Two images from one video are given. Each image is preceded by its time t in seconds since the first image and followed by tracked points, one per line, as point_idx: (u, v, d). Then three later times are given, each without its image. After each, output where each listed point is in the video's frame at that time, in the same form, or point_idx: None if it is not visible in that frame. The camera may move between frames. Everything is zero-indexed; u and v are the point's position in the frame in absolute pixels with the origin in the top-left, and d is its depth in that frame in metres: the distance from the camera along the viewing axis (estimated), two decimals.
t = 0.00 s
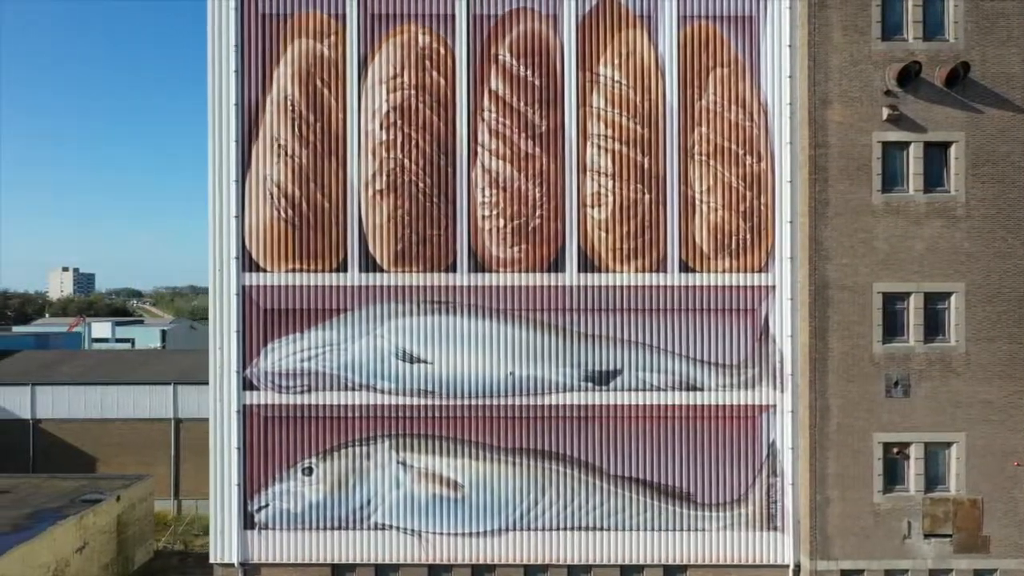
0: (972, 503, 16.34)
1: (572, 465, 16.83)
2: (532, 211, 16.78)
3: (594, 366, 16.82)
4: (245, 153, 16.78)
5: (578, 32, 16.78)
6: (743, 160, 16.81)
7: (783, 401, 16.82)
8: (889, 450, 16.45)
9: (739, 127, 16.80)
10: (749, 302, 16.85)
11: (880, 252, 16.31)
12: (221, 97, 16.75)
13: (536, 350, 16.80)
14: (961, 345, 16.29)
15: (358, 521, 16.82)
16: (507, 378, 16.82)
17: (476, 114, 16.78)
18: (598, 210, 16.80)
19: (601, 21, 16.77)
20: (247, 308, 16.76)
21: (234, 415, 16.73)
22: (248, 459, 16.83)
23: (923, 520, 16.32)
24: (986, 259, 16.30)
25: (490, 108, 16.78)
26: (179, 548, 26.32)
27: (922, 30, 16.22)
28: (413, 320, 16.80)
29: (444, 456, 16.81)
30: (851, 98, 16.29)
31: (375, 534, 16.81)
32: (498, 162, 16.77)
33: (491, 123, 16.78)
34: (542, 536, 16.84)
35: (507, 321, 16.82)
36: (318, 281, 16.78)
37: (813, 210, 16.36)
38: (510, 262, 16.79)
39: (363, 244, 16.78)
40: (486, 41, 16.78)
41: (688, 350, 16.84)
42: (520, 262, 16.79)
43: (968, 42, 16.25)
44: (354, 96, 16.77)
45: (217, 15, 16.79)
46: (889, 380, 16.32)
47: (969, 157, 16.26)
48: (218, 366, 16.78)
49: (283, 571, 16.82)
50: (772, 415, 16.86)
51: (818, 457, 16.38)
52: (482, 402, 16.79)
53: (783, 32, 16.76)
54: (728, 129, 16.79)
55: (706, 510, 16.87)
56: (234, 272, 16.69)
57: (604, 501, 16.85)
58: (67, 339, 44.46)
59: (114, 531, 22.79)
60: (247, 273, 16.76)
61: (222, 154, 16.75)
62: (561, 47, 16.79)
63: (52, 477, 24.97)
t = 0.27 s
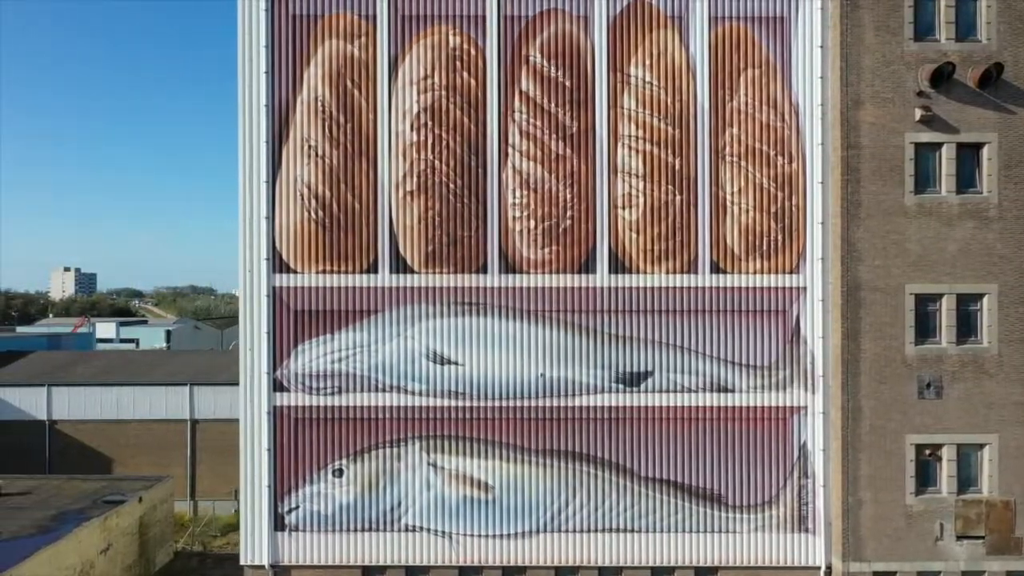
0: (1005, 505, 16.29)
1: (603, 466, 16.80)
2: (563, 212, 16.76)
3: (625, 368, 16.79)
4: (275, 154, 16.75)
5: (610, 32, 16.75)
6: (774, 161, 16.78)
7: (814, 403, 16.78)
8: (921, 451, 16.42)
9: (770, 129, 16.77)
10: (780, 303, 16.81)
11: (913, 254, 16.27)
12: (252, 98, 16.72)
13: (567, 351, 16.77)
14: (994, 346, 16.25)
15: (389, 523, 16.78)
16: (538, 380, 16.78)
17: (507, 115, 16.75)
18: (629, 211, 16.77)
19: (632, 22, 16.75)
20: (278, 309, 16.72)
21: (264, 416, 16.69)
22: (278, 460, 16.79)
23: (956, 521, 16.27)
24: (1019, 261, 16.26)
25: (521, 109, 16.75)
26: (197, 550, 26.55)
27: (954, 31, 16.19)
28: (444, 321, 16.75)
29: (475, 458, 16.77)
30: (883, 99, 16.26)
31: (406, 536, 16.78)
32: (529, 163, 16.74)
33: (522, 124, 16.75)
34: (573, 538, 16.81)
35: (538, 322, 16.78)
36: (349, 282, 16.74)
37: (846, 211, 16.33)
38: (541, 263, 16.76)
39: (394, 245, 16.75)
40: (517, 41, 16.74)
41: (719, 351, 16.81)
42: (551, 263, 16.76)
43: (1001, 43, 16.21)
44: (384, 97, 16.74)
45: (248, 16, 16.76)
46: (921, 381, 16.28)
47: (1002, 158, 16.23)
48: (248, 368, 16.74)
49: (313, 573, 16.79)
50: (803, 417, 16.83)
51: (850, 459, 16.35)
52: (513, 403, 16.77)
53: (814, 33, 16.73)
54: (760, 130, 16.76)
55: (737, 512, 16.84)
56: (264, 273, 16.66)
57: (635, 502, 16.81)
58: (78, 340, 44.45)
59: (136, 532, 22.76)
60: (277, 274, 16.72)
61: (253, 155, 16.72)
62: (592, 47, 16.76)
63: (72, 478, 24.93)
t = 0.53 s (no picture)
0: None
1: (634, 468, 16.76)
2: (594, 213, 16.73)
3: (656, 370, 16.75)
4: (305, 155, 16.73)
5: (640, 33, 16.72)
6: (805, 163, 16.75)
7: (846, 405, 16.74)
8: (953, 453, 16.39)
9: (801, 130, 16.74)
10: (811, 305, 16.78)
11: (945, 255, 16.24)
12: (282, 100, 16.71)
13: (598, 353, 16.73)
14: None
15: (419, 525, 16.75)
16: (569, 382, 16.75)
17: (538, 117, 16.73)
18: (659, 212, 16.74)
19: (663, 23, 16.72)
20: (308, 310, 16.71)
21: (295, 418, 16.67)
22: (308, 462, 16.78)
23: (988, 523, 16.20)
24: None
25: (552, 110, 16.72)
26: (215, 551, 26.81)
27: (987, 32, 16.15)
28: (474, 323, 16.72)
29: (505, 460, 16.74)
30: (915, 100, 16.23)
31: (437, 538, 16.75)
32: (560, 165, 16.71)
33: (552, 125, 16.72)
34: (604, 540, 16.78)
35: (568, 324, 16.74)
36: (379, 284, 16.72)
37: (878, 213, 16.31)
38: (572, 264, 16.73)
39: (425, 246, 16.73)
40: (548, 42, 16.71)
41: (750, 353, 16.77)
42: (581, 265, 16.73)
43: None
44: (415, 98, 16.73)
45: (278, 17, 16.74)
46: (954, 383, 16.25)
47: None
48: (278, 369, 16.73)
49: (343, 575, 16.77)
50: (835, 419, 16.79)
51: (882, 460, 16.36)
52: (543, 405, 16.73)
53: (846, 33, 16.68)
54: (791, 131, 16.73)
55: (768, 514, 16.80)
56: (295, 275, 16.64)
57: (665, 504, 16.77)
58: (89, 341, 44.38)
59: (159, 534, 22.73)
60: (307, 276, 16.71)
61: (283, 156, 16.69)
62: (623, 48, 16.73)
63: (93, 480, 24.93)
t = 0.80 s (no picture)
0: None
1: (665, 470, 16.74)
2: (625, 214, 16.71)
3: (687, 371, 16.73)
4: (336, 156, 16.70)
5: (671, 34, 16.69)
6: (837, 164, 16.71)
7: (877, 406, 16.69)
8: (985, 455, 16.35)
9: (833, 131, 16.70)
10: (842, 306, 16.74)
11: (977, 256, 16.21)
12: (312, 100, 16.67)
13: (629, 354, 16.73)
14: None
15: (450, 527, 16.74)
16: (600, 383, 16.74)
17: (569, 117, 16.71)
18: (690, 213, 16.71)
19: (694, 24, 16.69)
20: (339, 311, 16.69)
21: (325, 420, 16.65)
22: (339, 464, 16.75)
23: (1021, 525, 16.19)
24: None
25: (583, 111, 16.71)
26: (233, 552, 27.00)
27: (1020, 33, 16.12)
28: (505, 324, 16.72)
29: (536, 462, 16.73)
30: (947, 101, 16.20)
31: (467, 540, 16.74)
32: (591, 165, 16.70)
33: (583, 126, 16.70)
34: (635, 541, 16.76)
35: (599, 325, 16.74)
36: (410, 285, 16.70)
37: (910, 214, 16.28)
38: (602, 265, 16.71)
39: (455, 247, 16.71)
40: (578, 43, 16.70)
41: (781, 354, 16.73)
42: (612, 266, 16.71)
43: None
44: (445, 99, 16.71)
45: (308, 17, 16.72)
46: (986, 384, 16.21)
47: None
48: (308, 371, 16.70)
49: None
50: (866, 420, 16.76)
51: (915, 462, 16.33)
52: (574, 406, 16.72)
53: (877, 34, 16.65)
54: (822, 132, 16.69)
55: (799, 516, 16.76)
56: (325, 276, 16.61)
57: (696, 506, 16.75)
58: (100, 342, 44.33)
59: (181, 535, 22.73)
60: (338, 277, 16.69)
61: (314, 157, 16.67)
62: (654, 49, 16.70)
63: (113, 481, 24.89)
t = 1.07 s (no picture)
0: None
1: (695, 472, 16.72)
2: (655, 216, 16.69)
3: (718, 373, 16.71)
4: (366, 158, 16.67)
5: (702, 36, 16.67)
6: (868, 165, 16.67)
7: (908, 408, 16.65)
8: (1018, 457, 16.32)
9: (864, 132, 16.67)
10: (873, 308, 16.70)
11: (1010, 258, 16.17)
12: (342, 102, 16.63)
13: (659, 356, 16.70)
14: None
15: (480, 529, 16.71)
16: (630, 385, 16.71)
17: (599, 119, 16.68)
18: (721, 215, 16.69)
19: (725, 25, 16.67)
20: (368, 313, 16.64)
21: (355, 422, 16.61)
22: (368, 466, 16.72)
23: None
24: None
25: (613, 113, 16.68)
26: (252, 553, 26.95)
27: None
28: (536, 326, 16.69)
29: (566, 464, 16.70)
30: (980, 102, 16.17)
31: (497, 542, 16.71)
32: (621, 167, 16.67)
33: (613, 127, 16.67)
34: (666, 544, 16.73)
35: (630, 327, 16.71)
36: (439, 287, 16.66)
37: (942, 216, 16.25)
38: (633, 267, 16.69)
39: (485, 248, 16.67)
40: (609, 45, 16.66)
41: (812, 356, 16.71)
42: (643, 268, 16.69)
43: None
44: (476, 100, 16.68)
45: (338, 18, 16.67)
46: (1019, 386, 16.18)
47: None
48: (338, 373, 16.66)
49: None
50: (897, 422, 16.71)
51: (947, 464, 16.29)
52: (605, 408, 16.69)
53: (908, 35, 16.61)
54: (853, 134, 16.66)
55: (831, 518, 16.73)
56: (355, 278, 16.58)
57: (726, 508, 16.72)
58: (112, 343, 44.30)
59: (203, 537, 22.71)
60: (368, 279, 16.64)
61: (343, 159, 16.63)
62: (685, 51, 16.68)
63: (133, 483, 24.86)
